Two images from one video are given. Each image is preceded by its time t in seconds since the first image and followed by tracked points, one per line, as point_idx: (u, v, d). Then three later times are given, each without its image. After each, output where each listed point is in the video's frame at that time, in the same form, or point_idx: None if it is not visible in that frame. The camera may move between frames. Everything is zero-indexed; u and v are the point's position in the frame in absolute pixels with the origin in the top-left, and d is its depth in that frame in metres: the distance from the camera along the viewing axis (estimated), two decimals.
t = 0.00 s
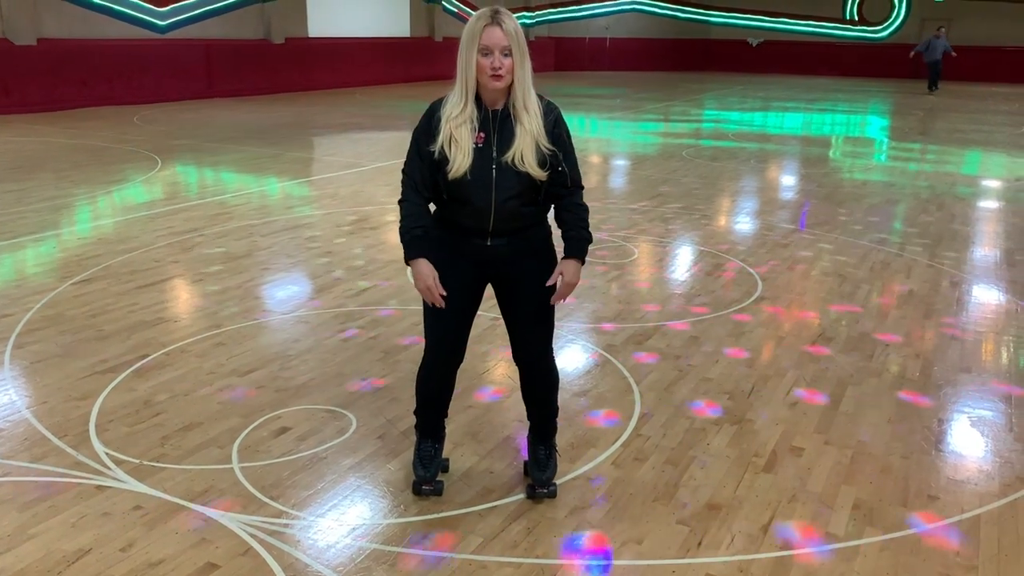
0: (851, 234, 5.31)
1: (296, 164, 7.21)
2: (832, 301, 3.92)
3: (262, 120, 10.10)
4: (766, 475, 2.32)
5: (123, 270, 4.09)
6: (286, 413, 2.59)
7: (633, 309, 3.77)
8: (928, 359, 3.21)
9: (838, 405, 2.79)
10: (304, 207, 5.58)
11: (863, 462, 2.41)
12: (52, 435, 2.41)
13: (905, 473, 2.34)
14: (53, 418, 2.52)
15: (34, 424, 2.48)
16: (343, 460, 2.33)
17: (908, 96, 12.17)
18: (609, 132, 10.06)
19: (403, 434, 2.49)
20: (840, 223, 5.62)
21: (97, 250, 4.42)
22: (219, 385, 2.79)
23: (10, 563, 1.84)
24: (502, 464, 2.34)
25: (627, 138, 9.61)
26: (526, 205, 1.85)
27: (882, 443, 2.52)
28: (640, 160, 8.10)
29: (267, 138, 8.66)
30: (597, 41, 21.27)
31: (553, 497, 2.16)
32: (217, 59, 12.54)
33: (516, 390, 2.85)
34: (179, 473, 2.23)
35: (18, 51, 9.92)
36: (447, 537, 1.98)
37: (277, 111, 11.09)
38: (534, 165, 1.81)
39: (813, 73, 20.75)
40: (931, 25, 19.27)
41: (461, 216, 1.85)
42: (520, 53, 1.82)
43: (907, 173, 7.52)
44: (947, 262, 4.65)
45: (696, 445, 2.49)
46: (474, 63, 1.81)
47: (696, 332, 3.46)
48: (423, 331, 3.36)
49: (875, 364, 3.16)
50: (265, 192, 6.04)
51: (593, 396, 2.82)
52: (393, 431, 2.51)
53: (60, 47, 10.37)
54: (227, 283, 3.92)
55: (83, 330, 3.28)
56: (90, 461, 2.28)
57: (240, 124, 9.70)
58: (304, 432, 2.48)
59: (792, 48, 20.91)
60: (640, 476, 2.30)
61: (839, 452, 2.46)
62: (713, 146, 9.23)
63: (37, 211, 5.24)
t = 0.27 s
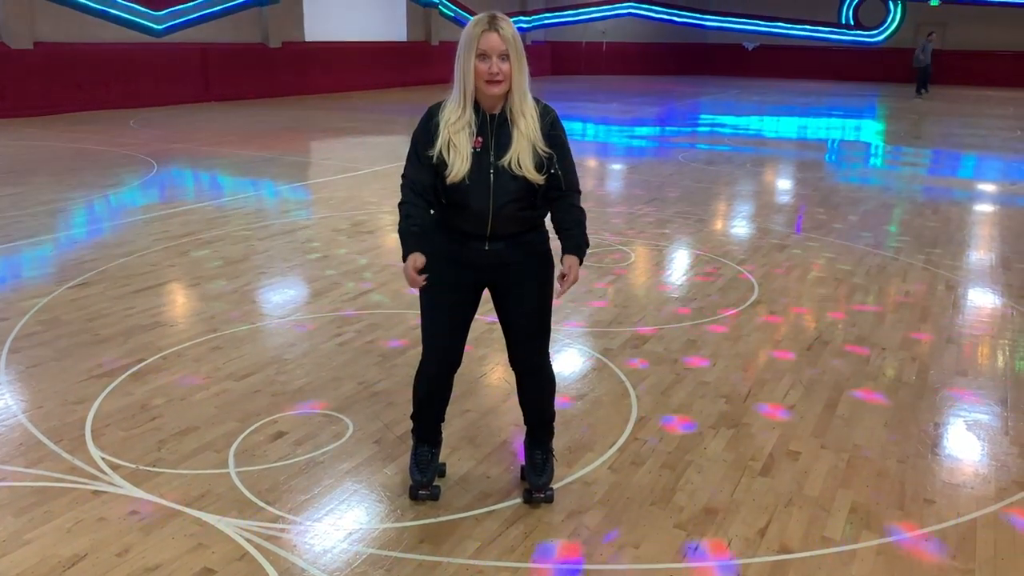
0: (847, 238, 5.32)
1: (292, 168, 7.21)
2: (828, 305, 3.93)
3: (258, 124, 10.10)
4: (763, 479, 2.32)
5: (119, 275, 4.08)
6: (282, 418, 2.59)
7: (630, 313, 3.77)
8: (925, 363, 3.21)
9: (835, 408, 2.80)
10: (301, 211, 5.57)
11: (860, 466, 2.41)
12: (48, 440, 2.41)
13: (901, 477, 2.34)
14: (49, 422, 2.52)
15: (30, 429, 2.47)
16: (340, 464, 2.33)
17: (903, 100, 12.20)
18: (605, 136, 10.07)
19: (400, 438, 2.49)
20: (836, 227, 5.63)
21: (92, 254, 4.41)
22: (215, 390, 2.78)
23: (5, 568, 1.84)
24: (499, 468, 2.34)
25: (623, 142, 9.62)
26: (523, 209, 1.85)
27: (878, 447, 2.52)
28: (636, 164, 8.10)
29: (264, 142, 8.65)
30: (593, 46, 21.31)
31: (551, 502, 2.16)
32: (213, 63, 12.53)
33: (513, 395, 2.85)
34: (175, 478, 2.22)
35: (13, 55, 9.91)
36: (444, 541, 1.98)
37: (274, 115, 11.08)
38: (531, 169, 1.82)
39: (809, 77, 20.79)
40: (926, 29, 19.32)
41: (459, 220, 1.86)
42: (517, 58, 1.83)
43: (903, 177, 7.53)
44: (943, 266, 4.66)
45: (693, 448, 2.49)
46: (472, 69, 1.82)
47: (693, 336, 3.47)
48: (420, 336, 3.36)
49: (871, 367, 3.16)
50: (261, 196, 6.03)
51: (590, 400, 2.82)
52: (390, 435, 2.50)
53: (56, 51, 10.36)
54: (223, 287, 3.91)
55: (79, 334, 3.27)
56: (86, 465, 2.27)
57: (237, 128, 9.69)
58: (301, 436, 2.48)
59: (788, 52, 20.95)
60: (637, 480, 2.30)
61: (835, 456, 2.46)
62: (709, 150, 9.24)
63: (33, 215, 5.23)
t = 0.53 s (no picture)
0: (844, 243, 5.33)
1: (290, 173, 7.21)
2: (826, 310, 3.94)
3: (256, 129, 10.11)
4: (761, 485, 2.32)
5: (116, 280, 4.08)
6: (280, 423, 2.58)
7: (627, 318, 3.77)
8: (922, 368, 3.22)
9: (832, 414, 2.80)
10: (298, 216, 5.57)
11: (857, 471, 2.41)
12: (44, 445, 2.40)
13: (899, 482, 2.35)
14: (45, 428, 2.51)
15: (26, 434, 2.46)
16: (338, 469, 2.33)
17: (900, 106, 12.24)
18: (602, 141, 10.09)
19: (397, 443, 2.48)
20: (833, 232, 5.63)
21: (90, 259, 4.41)
22: (212, 395, 2.77)
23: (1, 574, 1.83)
24: (497, 474, 2.34)
25: (620, 147, 9.64)
26: (521, 216, 1.86)
27: (876, 452, 2.52)
28: (633, 169, 8.12)
29: (261, 147, 8.65)
30: (591, 51, 21.35)
31: (548, 508, 2.15)
32: (211, 68, 12.54)
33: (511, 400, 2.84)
34: (172, 483, 2.22)
35: (11, 60, 9.91)
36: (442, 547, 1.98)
37: (272, 120, 11.09)
38: (529, 177, 1.82)
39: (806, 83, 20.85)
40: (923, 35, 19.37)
41: (458, 226, 1.86)
42: (515, 65, 1.82)
43: (900, 183, 7.54)
44: (940, 272, 4.67)
45: (691, 454, 2.49)
46: (470, 76, 1.82)
47: (690, 341, 3.47)
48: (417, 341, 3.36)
49: (869, 373, 3.16)
50: (259, 200, 6.04)
51: (587, 405, 2.82)
52: (387, 441, 2.50)
53: (54, 56, 10.37)
54: (221, 292, 3.91)
55: (75, 339, 3.26)
56: (83, 471, 2.27)
57: (234, 133, 9.69)
58: (298, 442, 2.47)
59: (784, 57, 21.00)
60: (635, 485, 2.30)
61: (832, 461, 2.47)
62: (706, 155, 9.25)
63: (30, 220, 5.22)
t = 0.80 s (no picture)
0: (843, 249, 5.33)
1: (289, 179, 7.22)
2: (824, 316, 3.94)
3: (255, 135, 10.11)
4: (760, 491, 2.32)
5: (115, 285, 4.07)
6: (278, 429, 2.58)
7: (626, 324, 3.77)
8: (921, 375, 3.22)
9: (832, 420, 2.80)
10: (297, 222, 5.57)
11: (857, 478, 2.41)
12: (42, 451, 2.40)
13: (898, 489, 2.35)
14: (43, 434, 2.51)
15: (24, 441, 2.46)
16: (336, 476, 2.32)
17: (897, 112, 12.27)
18: (601, 147, 10.10)
19: (396, 450, 2.48)
20: (831, 238, 5.64)
21: (88, 265, 4.40)
22: (211, 401, 2.77)
23: None
24: (495, 481, 2.33)
25: (619, 153, 9.65)
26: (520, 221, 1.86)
27: (875, 459, 2.52)
28: (632, 175, 8.14)
29: (260, 153, 8.66)
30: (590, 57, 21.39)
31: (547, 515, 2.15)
32: (210, 73, 12.56)
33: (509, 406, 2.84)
34: (171, 490, 2.21)
35: (10, 65, 9.92)
36: (441, 553, 1.98)
37: (271, 126, 11.10)
38: (528, 185, 1.82)
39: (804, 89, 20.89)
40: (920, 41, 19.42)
41: (458, 232, 1.86)
42: (515, 70, 1.83)
43: (899, 189, 7.55)
44: (939, 278, 4.68)
45: (690, 460, 2.49)
46: (470, 81, 1.83)
47: (689, 348, 3.47)
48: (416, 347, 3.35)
49: (868, 379, 3.16)
50: (258, 206, 6.04)
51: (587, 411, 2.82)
52: (386, 447, 2.50)
53: (53, 62, 10.38)
54: (219, 298, 3.91)
55: (74, 345, 3.26)
56: (80, 477, 2.26)
57: (233, 139, 9.71)
58: (296, 448, 2.47)
59: (783, 64, 21.05)
60: (635, 491, 2.30)
61: (831, 468, 2.47)
62: (705, 161, 9.27)
63: (28, 226, 5.22)
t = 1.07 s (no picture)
0: (842, 255, 5.33)
1: (288, 184, 7.22)
2: (823, 322, 3.94)
3: (255, 140, 10.12)
4: (760, 497, 2.32)
5: (114, 290, 4.07)
6: (277, 435, 2.58)
7: (625, 329, 3.77)
8: (920, 380, 3.22)
9: (831, 426, 2.79)
10: (296, 227, 5.57)
11: (856, 483, 2.41)
12: (41, 456, 2.39)
13: (897, 494, 2.34)
14: (42, 439, 2.50)
15: (23, 446, 2.45)
16: (335, 481, 2.32)
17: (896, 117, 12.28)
18: (600, 153, 10.10)
19: (395, 455, 2.48)
20: (830, 244, 5.64)
21: (87, 270, 4.40)
22: (210, 407, 2.76)
23: None
24: (495, 486, 2.33)
25: (618, 159, 9.65)
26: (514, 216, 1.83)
27: (874, 464, 2.52)
28: (632, 181, 8.13)
29: (260, 158, 8.66)
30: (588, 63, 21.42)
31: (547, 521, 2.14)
32: (210, 79, 12.57)
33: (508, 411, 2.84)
34: (169, 495, 2.21)
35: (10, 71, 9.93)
36: (440, 559, 1.97)
37: (270, 131, 11.11)
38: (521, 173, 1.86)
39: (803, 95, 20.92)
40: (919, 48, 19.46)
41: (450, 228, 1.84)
42: (508, 62, 1.84)
43: (899, 195, 7.54)
44: (938, 283, 4.68)
45: (689, 466, 2.49)
46: (464, 73, 1.83)
47: (688, 353, 3.47)
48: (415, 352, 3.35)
49: (867, 384, 3.16)
50: (257, 211, 6.04)
51: (586, 417, 2.82)
52: (385, 452, 2.50)
53: (53, 67, 10.39)
54: (218, 303, 3.90)
55: (73, 350, 3.26)
56: (79, 483, 2.26)
57: (233, 144, 9.71)
58: (295, 453, 2.47)
59: (781, 70, 21.09)
60: (634, 497, 2.29)
61: (831, 473, 2.46)
62: (704, 167, 9.27)
63: (27, 231, 5.22)
